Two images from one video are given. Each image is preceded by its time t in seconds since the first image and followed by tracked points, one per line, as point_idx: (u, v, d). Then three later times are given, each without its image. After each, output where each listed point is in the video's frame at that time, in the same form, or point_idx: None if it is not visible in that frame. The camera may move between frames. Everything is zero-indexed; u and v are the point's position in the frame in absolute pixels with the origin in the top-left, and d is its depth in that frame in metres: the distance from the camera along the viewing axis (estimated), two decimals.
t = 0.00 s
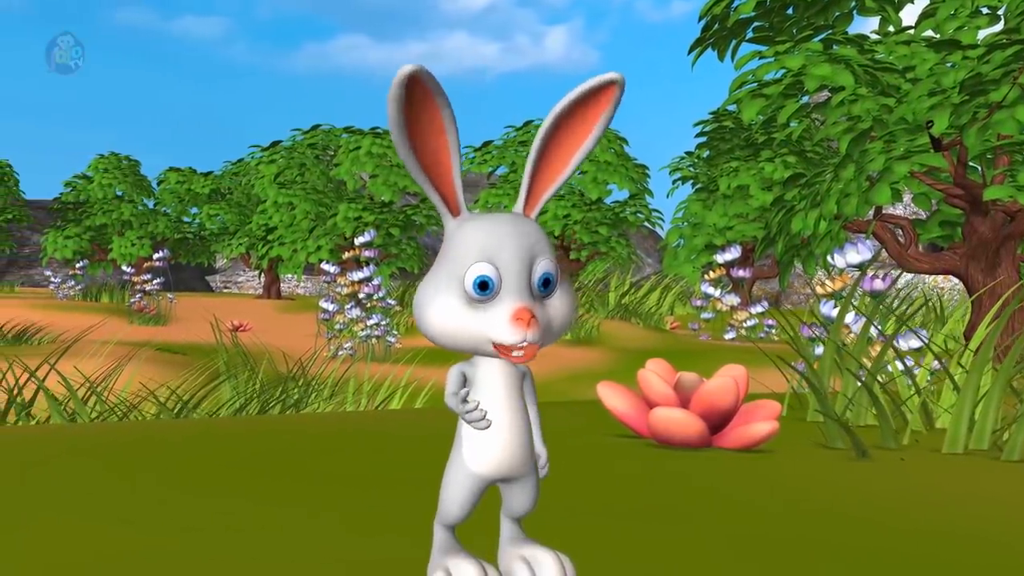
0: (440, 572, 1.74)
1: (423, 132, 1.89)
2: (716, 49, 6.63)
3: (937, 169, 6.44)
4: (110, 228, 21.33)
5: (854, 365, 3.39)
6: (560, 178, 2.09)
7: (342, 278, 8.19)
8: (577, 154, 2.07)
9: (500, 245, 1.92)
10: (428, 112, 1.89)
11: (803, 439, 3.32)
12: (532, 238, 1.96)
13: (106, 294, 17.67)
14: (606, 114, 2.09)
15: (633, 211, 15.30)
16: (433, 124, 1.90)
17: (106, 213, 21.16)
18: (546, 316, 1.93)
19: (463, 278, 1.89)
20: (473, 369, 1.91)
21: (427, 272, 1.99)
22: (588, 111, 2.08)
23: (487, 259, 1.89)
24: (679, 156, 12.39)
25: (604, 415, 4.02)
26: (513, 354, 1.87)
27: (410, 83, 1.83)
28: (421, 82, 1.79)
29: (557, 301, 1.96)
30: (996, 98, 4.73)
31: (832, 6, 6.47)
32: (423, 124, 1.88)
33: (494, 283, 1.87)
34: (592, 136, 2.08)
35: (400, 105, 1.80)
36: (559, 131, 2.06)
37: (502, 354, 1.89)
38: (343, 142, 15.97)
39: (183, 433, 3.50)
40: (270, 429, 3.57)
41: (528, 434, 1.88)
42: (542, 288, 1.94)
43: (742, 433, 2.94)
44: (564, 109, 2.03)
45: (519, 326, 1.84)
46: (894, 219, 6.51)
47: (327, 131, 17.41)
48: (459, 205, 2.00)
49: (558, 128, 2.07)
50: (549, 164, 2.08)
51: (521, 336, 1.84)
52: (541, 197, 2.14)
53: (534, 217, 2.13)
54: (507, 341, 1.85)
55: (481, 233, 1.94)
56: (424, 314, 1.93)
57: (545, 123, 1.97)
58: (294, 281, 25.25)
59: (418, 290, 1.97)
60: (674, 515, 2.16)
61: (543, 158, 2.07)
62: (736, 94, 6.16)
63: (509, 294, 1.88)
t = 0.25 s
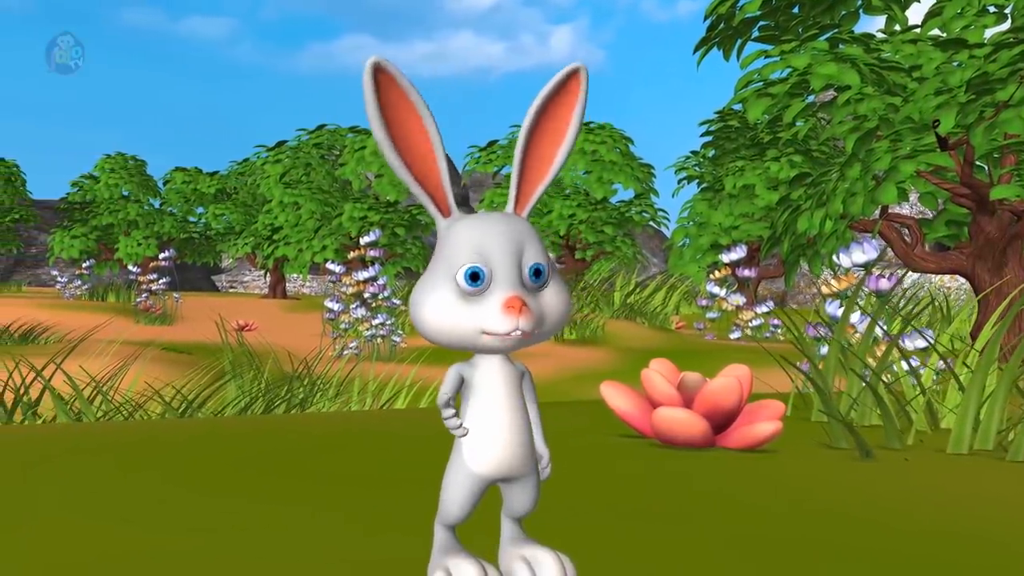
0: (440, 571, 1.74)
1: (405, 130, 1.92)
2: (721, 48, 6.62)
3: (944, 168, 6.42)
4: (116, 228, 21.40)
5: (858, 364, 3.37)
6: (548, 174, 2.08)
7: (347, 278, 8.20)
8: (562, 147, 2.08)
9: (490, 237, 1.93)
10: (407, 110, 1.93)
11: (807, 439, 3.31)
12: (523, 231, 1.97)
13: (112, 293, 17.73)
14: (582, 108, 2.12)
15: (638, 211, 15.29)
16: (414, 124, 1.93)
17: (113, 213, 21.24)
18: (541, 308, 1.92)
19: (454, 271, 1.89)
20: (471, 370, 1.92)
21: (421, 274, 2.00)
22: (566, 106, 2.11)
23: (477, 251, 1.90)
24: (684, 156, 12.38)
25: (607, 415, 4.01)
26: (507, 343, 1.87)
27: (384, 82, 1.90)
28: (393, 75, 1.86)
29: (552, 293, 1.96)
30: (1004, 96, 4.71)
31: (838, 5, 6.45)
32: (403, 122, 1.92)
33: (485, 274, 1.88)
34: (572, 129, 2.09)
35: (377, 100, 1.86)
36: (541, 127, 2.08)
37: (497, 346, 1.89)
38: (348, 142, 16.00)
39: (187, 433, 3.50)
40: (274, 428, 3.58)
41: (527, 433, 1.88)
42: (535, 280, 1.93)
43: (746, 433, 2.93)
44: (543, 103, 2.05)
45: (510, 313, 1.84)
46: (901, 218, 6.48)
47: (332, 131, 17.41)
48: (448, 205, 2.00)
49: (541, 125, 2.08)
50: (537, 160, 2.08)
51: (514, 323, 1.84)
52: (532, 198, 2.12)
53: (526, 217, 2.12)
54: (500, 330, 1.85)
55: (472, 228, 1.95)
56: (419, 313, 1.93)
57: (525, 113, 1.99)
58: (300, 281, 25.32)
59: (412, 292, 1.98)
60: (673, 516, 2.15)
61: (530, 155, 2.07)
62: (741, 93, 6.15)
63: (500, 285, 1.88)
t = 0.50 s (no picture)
0: (441, 571, 1.74)
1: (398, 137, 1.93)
2: (726, 47, 6.61)
3: (949, 168, 6.41)
4: (122, 228, 21.45)
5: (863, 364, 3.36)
6: (541, 174, 2.08)
7: (352, 277, 8.21)
8: (553, 148, 2.08)
9: (484, 234, 1.93)
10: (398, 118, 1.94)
11: (811, 439, 3.30)
12: (518, 227, 1.97)
13: (118, 293, 17.77)
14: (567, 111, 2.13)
15: (643, 211, 15.28)
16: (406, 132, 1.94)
17: (118, 213, 21.30)
18: (538, 303, 1.92)
19: (450, 268, 1.90)
20: (471, 371, 1.92)
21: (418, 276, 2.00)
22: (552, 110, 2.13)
23: (472, 247, 1.90)
24: (689, 155, 12.38)
25: (611, 415, 4.01)
26: (504, 337, 1.87)
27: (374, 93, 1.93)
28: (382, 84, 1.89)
29: (548, 288, 1.95)
30: (1010, 96, 4.69)
31: (843, 4, 6.44)
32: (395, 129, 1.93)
33: (480, 269, 1.88)
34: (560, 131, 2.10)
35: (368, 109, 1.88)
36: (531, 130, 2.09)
37: (495, 341, 1.88)
38: (353, 142, 16.03)
39: (191, 432, 3.50)
40: (277, 428, 3.58)
41: (527, 432, 1.88)
42: (532, 275, 1.93)
43: (748, 433, 2.93)
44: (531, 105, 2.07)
45: (506, 306, 1.84)
46: (906, 218, 6.47)
47: (337, 131, 17.45)
48: (443, 207, 2.00)
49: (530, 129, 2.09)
50: (529, 162, 2.08)
51: (511, 316, 1.84)
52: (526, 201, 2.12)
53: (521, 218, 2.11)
54: (497, 323, 1.85)
55: (467, 226, 1.96)
56: (416, 313, 1.93)
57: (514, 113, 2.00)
58: (305, 280, 25.38)
59: (409, 294, 1.98)
60: (676, 516, 2.15)
61: (522, 156, 2.07)
62: (746, 93, 6.14)
63: (495, 279, 1.88)
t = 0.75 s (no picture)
0: (441, 571, 1.74)
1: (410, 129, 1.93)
2: (732, 46, 6.60)
3: (955, 167, 6.39)
4: (128, 228, 21.52)
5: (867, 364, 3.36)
6: (551, 175, 2.08)
7: (357, 277, 8.22)
8: (566, 148, 2.08)
9: (493, 234, 1.93)
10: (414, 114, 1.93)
11: (815, 439, 3.29)
12: (526, 229, 1.97)
13: (124, 292, 17.81)
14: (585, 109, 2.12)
15: (649, 210, 15.25)
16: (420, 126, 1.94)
17: (124, 212, 21.37)
18: (544, 306, 1.92)
19: (458, 267, 1.90)
20: (472, 371, 1.92)
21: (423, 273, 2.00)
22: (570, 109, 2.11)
23: (481, 248, 1.90)
24: (694, 155, 12.37)
25: (615, 415, 4.01)
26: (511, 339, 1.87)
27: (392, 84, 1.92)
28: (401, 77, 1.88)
29: (555, 292, 1.96)
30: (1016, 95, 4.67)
31: (849, 3, 6.42)
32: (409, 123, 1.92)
33: (489, 270, 1.88)
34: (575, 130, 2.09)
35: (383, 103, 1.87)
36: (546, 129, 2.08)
37: (500, 343, 1.89)
38: (358, 141, 16.04)
39: (195, 432, 3.51)
40: (281, 427, 3.59)
41: (528, 433, 1.88)
42: (539, 278, 1.93)
43: (752, 433, 2.92)
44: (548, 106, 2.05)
45: (514, 309, 1.84)
46: (913, 218, 6.45)
47: (342, 130, 17.48)
48: (452, 204, 2.00)
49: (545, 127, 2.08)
50: (540, 162, 2.08)
51: (518, 319, 1.84)
52: (535, 199, 2.12)
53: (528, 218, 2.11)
54: (504, 326, 1.85)
55: (475, 226, 1.96)
56: (421, 310, 1.93)
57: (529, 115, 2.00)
58: (310, 280, 25.43)
59: (415, 290, 1.98)
60: (678, 517, 2.15)
61: (534, 156, 2.07)
62: (752, 92, 6.12)
63: (503, 281, 1.88)
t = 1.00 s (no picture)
0: (440, 571, 1.74)
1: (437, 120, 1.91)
2: (737, 46, 6.59)
3: (961, 166, 6.37)
4: (134, 227, 21.57)
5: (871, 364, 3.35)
6: (567, 178, 2.08)
7: (362, 277, 8.23)
8: (585, 154, 2.08)
9: (507, 237, 1.93)
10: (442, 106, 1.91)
11: (818, 440, 3.29)
12: (539, 234, 1.97)
13: (130, 292, 17.85)
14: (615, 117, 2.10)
15: (653, 210, 15.23)
16: (446, 116, 1.92)
17: (130, 212, 21.43)
18: (553, 311, 1.94)
19: (471, 269, 1.89)
20: (474, 370, 1.92)
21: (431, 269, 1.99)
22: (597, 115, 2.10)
23: (496, 250, 1.90)
24: (699, 154, 12.36)
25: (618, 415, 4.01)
26: (521, 344, 1.88)
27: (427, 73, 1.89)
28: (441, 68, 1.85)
29: (563, 298, 1.97)
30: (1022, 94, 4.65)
31: (854, 2, 6.41)
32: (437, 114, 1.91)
33: (503, 274, 1.88)
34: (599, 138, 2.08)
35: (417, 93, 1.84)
36: (570, 134, 2.07)
37: (510, 347, 1.89)
38: (362, 141, 16.07)
39: (199, 431, 3.52)
40: (285, 427, 3.59)
41: (530, 432, 1.88)
42: (549, 283, 1.95)
43: (756, 433, 2.92)
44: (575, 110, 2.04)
45: (528, 317, 1.85)
46: (918, 217, 6.43)
47: (347, 130, 17.51)
48: (466, 202, 2.00)
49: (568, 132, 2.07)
50: (556, 166, 2.08)
51: (531, 327, 1.85)
52: (546, 199, 2.12)
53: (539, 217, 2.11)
54: (517, 332, 1.85)
55: (488, 227, 1.95)
56: (431, 309, 1.92)
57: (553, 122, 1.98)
58: (315, 279, 25.47)
59: (423, 286, 1.97)
60: (680, 517, 2.14)
61: (553, 160, 2.07)
62: (757, 92, 6.11)
63: (517, 286, 1.89)
